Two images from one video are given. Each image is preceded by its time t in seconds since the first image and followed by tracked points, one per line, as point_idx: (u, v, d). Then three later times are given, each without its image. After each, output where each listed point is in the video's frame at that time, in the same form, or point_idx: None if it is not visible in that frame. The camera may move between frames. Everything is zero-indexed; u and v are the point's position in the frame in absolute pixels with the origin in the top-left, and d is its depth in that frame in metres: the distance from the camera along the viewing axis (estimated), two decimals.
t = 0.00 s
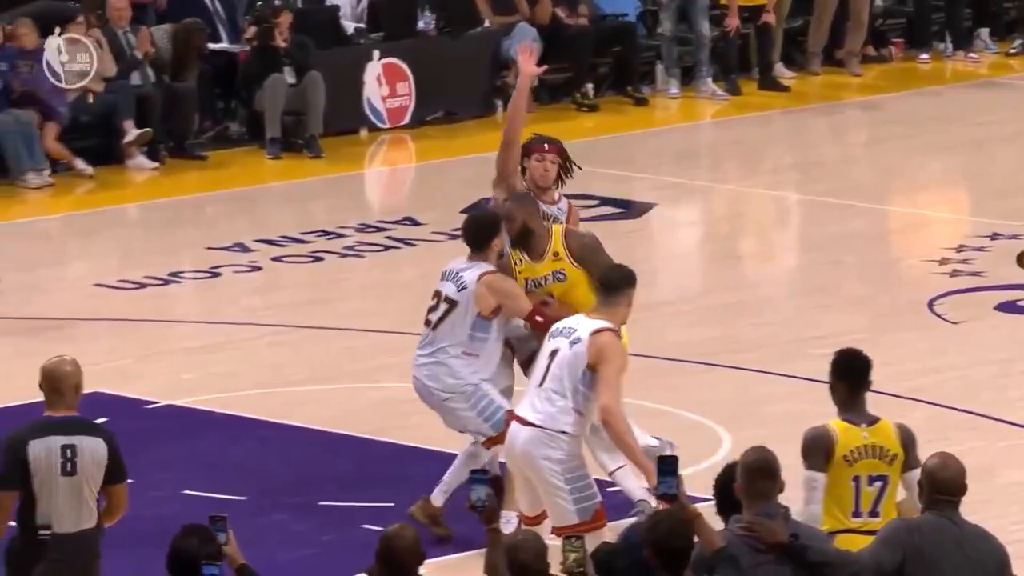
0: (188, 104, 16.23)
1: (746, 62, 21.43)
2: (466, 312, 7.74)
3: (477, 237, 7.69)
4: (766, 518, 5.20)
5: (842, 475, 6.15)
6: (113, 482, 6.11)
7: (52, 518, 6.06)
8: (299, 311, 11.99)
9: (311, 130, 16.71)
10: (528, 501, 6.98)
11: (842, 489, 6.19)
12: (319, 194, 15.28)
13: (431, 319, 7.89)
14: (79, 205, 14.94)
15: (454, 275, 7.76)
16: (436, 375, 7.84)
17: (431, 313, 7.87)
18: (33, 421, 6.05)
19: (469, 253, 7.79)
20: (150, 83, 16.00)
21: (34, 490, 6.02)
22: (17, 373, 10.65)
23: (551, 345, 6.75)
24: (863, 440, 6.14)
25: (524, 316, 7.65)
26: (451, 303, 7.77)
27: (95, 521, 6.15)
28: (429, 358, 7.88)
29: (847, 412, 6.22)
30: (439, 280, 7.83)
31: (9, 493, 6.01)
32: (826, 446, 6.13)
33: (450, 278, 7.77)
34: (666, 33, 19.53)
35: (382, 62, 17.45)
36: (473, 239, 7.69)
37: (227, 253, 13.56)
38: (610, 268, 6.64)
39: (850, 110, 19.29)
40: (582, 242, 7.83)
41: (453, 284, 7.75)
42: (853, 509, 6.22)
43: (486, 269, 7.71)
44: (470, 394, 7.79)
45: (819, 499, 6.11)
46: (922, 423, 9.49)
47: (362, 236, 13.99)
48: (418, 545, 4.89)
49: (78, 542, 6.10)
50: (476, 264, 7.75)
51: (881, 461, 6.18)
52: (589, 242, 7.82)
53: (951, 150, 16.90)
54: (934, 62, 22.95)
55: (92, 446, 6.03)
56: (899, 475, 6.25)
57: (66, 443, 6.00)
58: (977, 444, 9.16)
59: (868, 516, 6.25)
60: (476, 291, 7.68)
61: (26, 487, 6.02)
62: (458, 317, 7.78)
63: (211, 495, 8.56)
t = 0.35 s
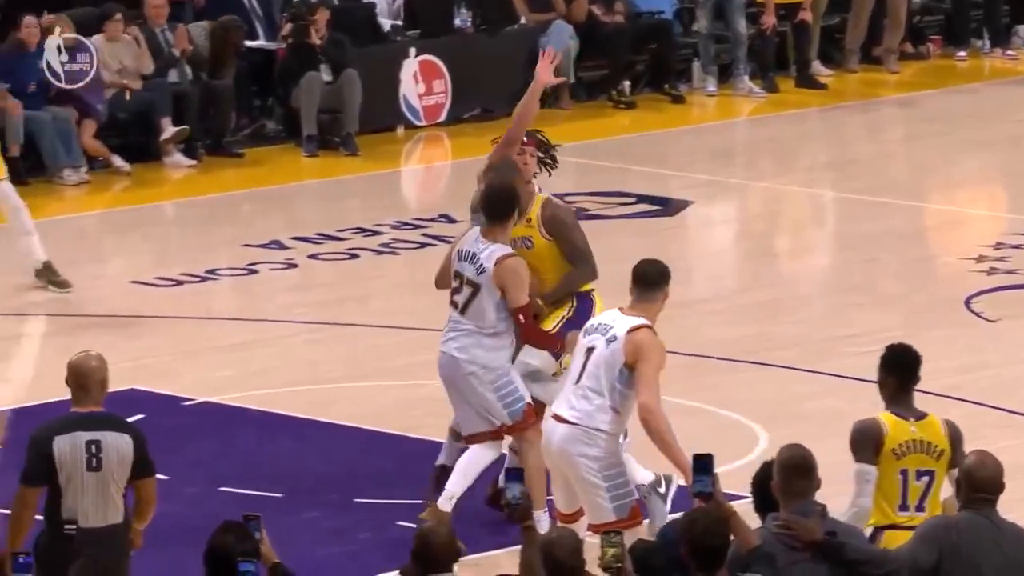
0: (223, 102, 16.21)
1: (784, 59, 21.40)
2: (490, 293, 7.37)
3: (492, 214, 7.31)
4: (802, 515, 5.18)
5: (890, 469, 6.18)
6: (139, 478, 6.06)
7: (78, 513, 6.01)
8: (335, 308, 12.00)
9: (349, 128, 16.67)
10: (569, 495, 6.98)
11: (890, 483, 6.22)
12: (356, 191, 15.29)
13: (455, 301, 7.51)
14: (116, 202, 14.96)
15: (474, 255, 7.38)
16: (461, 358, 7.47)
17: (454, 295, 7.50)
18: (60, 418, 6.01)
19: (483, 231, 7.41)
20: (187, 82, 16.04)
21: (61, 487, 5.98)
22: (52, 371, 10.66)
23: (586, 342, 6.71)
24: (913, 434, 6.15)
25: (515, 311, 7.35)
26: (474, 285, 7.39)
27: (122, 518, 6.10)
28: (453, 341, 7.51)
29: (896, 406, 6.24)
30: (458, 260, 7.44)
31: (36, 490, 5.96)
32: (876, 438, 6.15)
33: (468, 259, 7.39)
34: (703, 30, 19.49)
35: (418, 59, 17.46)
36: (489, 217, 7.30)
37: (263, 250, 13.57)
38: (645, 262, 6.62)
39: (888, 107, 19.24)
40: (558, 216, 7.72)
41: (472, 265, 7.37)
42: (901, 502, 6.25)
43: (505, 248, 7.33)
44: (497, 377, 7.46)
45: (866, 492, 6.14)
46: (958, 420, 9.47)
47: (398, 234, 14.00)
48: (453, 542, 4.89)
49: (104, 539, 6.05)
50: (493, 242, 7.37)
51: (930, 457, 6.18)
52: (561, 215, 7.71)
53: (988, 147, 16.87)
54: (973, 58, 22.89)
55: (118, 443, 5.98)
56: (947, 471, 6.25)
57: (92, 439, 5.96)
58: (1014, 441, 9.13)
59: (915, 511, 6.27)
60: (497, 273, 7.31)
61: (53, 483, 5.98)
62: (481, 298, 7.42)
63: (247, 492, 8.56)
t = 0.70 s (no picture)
0: (258, 100, 16.23)
1: (820, 59, 21.37)
2: (516, 278, 7.29)
3: (499, 196, 7.21)
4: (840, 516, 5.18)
5: (936, 464, 6.19)
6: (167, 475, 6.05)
7: (104, 509, 6.01)
8: (371, 307, 12.01)
9: (383, 127, 16.67)
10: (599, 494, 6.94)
11: (934, 478, 6.23)
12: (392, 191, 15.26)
13: (472, 288, 7.40)
14: (152, 201, 14.97)
15: (492, 240, 7.27)
16: (486, 345, 7.39)
17: (471, 282, 7.39)
18: (88, 416, 6.01)
19: (491, 217, 7.30)
20: (223, 81, 16.08)
21: (89, 483, 5.98)
22: (89, 371, 10.68)
23: (622, 342, 6.70)
24: (958, 430, 6.17)
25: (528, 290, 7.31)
26: (496, 271, 7.30)
27: (151, 513, 6.10)
28: (475, 328, 7.41)
29: (939, 403, 6.25)
30: (472, 248, 7.31)
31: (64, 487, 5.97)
32: (923, 434, 6.14)
33: (487, 246, 7.28)
34: (739, 30, 19.45)
35: (453, 59, 17.45)
36: (501, 202, 7.20)
37: (299, 249, 13.58)
38: (680, 261, 6.63)
39: (925, 106, 19.19)
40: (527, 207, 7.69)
41: (492, 251, 7.27)
42: (945, 498, 6.26)
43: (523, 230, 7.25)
44: (524, 358, 7.42)
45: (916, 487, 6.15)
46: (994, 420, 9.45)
47: (433, 232, 14.01)
48: (487, 541, 4.88)
49: (134, 534, 6.05)
50: (508, 227, 7.28)
51: (973, 453, 6.20)
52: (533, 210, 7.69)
53: None
54: (1010, 57, 22.84)
55: (146, 441, 5.97)
56: (989, 467, 6.26)
57: (119, 436, 5.95)
58: None
59: (959, 507, 6.29)
60: (524, 256, 7.26)
61: (81, 480, 5.98)
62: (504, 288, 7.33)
63: (283, 491, 8.57)
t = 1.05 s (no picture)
0: (291, 101, 16.24)
1: (852, 60, 21.33)
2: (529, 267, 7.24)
3: (488, 198, 7.22)
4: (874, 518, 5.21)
5: (976, 462, 6.18)
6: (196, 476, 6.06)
7: (133, 510, 6.03)
8: (404, 307, 12.03)
9: (416, 129, 16.64)
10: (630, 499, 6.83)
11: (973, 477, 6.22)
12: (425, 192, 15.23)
13: (482, 296, 7.28)
14: (186, 202, 14.99)
15: (492, 237, 7.23)
16: (512, 342, 7.26)
17: (480, 288, 7.28)
18: (116, 416, 6.03)
19: (484, 220, 7.27)
20: (255, 83, 16.10)
21: (116, 484, 6.00)
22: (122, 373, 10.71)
23: (656, 344, 6.65)
24: (997, 429, 6.18)
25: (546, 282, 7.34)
26: (507, 266, 7.24)
27: (180, 513, 6.11)
28: (497, 331, 7.27)
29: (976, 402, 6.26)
30: (473, 251, 7.24)
31: (92, 487, 5.99)
32: (963, 432, 6.14)
33: (491, 243, 7.22)
34: (771, 31, 19.43)
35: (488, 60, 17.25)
36: (490, 201, 7.21)
37: (331, 250, 13.60)
38: (711, 261, 6.62)
39: (959, 108, 19.15)
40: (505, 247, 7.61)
41: (497, 248, 7.22)
42: (983, 497, 6.23)
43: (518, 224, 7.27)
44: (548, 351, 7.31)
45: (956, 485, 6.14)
46: None
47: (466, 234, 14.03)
48: (519, 544, 4.89)
49: (162, 533, 6.07)
50: (505, 223, 7.26)
51: (1011, 452, 6.20)
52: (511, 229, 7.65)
53: None
54: None
55: (174, 441, 5.98)
56: None
57: (147, 436, 5.97)
58: None
59: (996, 507, 6.26)
60: (532, 245, 7.27)
61: (109, 480, 6.00)
62: (520, 286, 7.27)
63: (316, 492, 8.58)
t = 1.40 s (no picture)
0: (322, 104, 16.24)
1: (884, 63, 21.29)
2: (534, 291, 6.97)
3: (477, 236, 6.94)
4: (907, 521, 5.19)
5: (1011, 466, 6.17)
6: (224, 477, 6.06)
7: (162, 512, 6.05)
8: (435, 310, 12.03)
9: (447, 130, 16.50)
10: (661, 502, 6.71)
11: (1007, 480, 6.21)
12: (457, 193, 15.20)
13: (495, 327, 6.96)
14: (216, 206, 15.00)
15: (490, 269, 6.93)
16: (527, 370, 6.94)
17: (488, 320, 6.96)
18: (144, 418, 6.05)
19: (477, 254, 6.97)
20: (286, 85, 16.07)
21: (144, 486, 6.02)
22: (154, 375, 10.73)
23: (690, 346, 6.57)
24: None
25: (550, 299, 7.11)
26: (512, 293, 6.95)
27: (208, 515, 6.12)
28: (512, 359, 6.95)
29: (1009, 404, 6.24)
30: (475, 286, 6.92)
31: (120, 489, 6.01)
32: (997, 436, 6.11)
33: (492, 275, 6.92)
34: (803, 34, 19.39)
35: (518, 63, 17.25)
36: (480, 238, 6.94)
37: (362, 253, 13.61)
38: (738, 261, 6.58)
39: (991, 111, 19.11)
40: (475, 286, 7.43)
41: (497, 279, 6.93)
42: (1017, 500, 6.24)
43: (510, 254, 7.00)
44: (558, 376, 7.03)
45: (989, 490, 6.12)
46: None
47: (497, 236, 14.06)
48: (550, 546, 4.88)
49: (190, 535, 6.08)
50: (499, 255, 6.99)
51: None
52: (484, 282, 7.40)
53: None
54: None
55: (201, 442, 6.00)
56: None
57: (174, 438, 5.99)
58: None
59: None
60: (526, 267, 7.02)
61: (136, 482, 6.01)
62: (527, 310, 7.00)
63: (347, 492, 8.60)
